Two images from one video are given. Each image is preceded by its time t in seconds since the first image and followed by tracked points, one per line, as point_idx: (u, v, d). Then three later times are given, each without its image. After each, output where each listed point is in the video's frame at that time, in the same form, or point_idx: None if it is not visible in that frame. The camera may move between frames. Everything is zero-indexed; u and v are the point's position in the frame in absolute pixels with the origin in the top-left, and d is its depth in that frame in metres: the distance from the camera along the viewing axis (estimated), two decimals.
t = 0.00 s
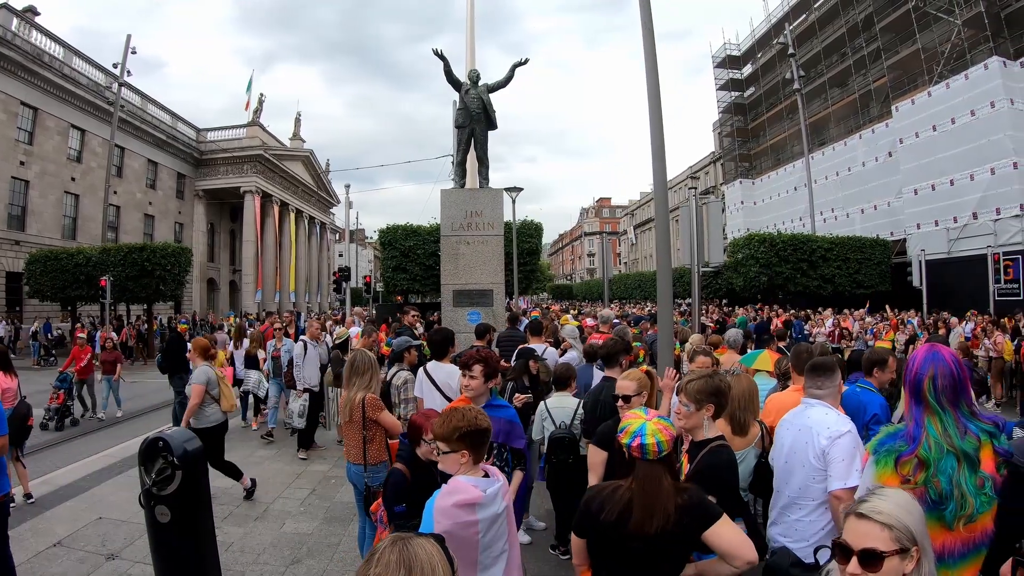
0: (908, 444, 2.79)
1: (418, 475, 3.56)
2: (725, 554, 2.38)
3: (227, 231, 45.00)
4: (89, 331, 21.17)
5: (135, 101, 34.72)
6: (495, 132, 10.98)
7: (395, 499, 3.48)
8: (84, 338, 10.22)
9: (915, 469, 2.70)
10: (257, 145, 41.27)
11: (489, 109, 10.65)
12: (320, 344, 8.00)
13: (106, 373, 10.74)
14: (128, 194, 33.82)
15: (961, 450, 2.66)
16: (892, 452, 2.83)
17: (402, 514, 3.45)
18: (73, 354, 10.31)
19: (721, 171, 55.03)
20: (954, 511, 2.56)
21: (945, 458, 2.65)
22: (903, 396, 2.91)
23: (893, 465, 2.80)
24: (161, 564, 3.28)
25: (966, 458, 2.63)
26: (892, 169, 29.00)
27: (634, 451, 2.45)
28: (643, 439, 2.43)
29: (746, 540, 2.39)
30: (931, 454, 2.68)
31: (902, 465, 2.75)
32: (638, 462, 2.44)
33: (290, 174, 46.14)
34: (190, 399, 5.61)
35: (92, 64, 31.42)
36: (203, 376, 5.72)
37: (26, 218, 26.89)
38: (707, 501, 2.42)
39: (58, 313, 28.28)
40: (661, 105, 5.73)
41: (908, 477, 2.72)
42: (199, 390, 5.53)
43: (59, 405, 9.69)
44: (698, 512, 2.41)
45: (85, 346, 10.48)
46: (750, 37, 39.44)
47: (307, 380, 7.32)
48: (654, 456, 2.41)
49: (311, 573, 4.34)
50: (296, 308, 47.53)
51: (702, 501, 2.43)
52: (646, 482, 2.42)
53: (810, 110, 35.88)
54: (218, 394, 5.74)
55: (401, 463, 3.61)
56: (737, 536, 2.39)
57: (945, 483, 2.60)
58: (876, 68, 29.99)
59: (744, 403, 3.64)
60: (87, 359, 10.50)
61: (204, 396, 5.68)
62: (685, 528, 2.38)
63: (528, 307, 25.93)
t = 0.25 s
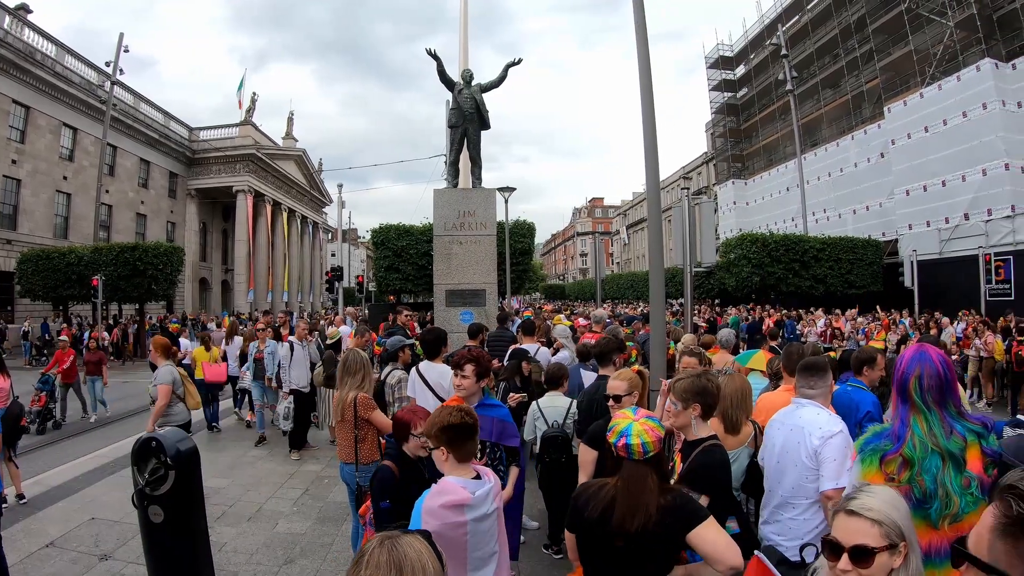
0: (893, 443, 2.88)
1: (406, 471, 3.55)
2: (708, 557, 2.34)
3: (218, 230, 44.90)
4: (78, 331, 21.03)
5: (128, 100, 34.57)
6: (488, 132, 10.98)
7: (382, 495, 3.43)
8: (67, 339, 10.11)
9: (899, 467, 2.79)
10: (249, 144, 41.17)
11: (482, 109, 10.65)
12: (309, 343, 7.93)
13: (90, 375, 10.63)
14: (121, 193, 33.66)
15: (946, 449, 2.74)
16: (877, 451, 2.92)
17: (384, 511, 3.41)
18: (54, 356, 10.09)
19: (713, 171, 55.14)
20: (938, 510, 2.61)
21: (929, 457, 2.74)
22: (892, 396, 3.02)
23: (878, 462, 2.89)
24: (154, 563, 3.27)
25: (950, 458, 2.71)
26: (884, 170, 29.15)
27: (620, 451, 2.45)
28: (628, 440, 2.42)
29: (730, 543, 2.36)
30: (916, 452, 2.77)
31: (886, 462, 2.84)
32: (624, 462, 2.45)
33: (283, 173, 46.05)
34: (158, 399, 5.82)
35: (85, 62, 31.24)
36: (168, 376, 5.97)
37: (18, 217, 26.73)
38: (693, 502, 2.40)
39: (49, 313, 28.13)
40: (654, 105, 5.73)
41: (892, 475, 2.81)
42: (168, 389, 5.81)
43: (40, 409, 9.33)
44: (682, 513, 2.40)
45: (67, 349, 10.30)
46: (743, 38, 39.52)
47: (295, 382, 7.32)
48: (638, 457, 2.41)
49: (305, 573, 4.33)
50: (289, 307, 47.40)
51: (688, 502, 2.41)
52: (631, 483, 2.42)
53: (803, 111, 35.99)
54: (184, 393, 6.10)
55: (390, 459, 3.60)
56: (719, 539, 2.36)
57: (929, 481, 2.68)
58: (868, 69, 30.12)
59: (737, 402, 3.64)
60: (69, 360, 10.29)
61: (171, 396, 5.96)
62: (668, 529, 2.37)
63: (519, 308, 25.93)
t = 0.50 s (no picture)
0: (879, 443, 3.00)
1: (393, 471, 3.58)
2: (693, 559, 2.31)
3: (211, 230, 44.74)
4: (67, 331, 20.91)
5: (121, 99, 34.45)
6: (481, 132, 10.96)
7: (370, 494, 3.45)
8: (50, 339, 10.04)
9: (885, 467, 2.92)
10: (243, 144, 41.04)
11: (476, 109, 10.64)
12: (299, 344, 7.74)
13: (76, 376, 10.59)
14: (113, 193, 33.52)
15: (933, 451, 2.84)
16: (863, 451, 3.05)
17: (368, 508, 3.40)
18: (37, 357, 9.98)
19: (706, 172, 55.18)
20: (923, 509, 2.74)
21: (915, 457, 2.85)
22: (881, 397, 3.13)
23: (864, 462, 3.02)
24: (148, 564, 3.25)
25: (936, 458, 2.82)
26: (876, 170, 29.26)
27: (613, 450, 2.45)
28: (621, 439, 2.44)
29: (715, 545, 2.31)
30: (901, 452, 2.89)
31: (873, 462, 2.98)
32: (616, 461, 2.45)
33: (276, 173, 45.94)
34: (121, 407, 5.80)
35: (78, 61, 31.08)
36: (130, 383, 5.93)
37: (10, 217, 26.58)
38: (681, 503, 2.39)
39: (40, 313, 27.97)
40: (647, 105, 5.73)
41: (878, 475, 2.94)
42: (131, 397, 5.77)
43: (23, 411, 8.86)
44: (668, 513, 2.39)
45: (50, 349, 10.23)
46: (736, 39, 39.56)
47: (283, 384, 7.24)
48: (631, 456, 2.41)
49: (299, 573, 4.32)
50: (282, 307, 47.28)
51: (675, 502, 2.41)
52: (622, 481, 2.43)
53: (796, 111, 36.09)
54: (147, 400, 6.02)
55: (378, 458, 3.59)
56: (707, 541, 2.33)
57: (914, 482, 2.80)
58: (862, 71, 30.22)
59: (731, 401, 3.65)
60: (53, 360, 10.22)
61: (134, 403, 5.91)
62: (654, 529, 2.37)
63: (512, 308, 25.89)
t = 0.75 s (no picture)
0: (864, 442, 3.00)
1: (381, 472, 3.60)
2: (686, 558, 2.33)
3: (203, 229, 44.53)
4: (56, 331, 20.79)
5: (112, 98, 34.30)
6: (473, 132, 10.95)
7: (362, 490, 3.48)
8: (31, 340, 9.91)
9: (869, 466, 2.93)
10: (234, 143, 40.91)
11: (468, 110, 10.63)
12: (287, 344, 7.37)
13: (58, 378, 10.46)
14: (105, 192, 33.34)
15: (917, 450, 2.87)
16: (847, 450, 3.04)
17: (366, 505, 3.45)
18: (18, 359, 9.83)
19: (698, 172, 55.29)
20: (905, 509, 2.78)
21: (899, 457, 2.88)
22: (864, 396, 3.12)
23: (849, 461, 3.01)
24: (139, 564, 3.22)
25: (920, 458, 2.85)
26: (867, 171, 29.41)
27: (608, 450, 2.45)
28: (616, 438, 2.43)
29: (706, 545, 2.34)
30: (886, 452, 2.90)
31: (857, 462, 2.97)
32: (611, 460, 2.45)
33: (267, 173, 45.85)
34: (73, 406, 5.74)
35: (70, 60, 30.89)
36: (85, 382, 5.88)
37: None
38: (673, 502, 2.40)
39: (30, 312, 27.82)
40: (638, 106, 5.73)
41: (862, 474, 2.94)
42: (83, 394, 5.72)
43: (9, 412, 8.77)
44: (660, 513, 2.40)
45: (31, 351, 10.08)
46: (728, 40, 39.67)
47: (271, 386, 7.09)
48: (626, 456, 2.42)
49: (291, 573, 4.31)
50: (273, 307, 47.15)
51: (668, 502, 2.41)
52: (617, 481, 2.43)
53: (787, 113, 36.24)
54: (102, 399, 5.94)
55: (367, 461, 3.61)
56: (699, 541, 2.35)
57: (897, 482, 2.84)
58: (853, 72, 30.34)
59: (719, 402, 3.65)
60: (34, 362, 10.07)
61: (88, 402, 5.85)
62: (647, 528, 2.38)
63: (503, 308, 25.89)
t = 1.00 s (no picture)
0: (851, 440, 3.01)
1: (372, 473, 3.59)
2: (686, 555, 2.36)
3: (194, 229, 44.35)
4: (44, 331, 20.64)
5: (104, 97, 34.13)
6: (465, 133, 10.95)
7: (354, 490, 3.51)
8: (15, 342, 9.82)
9: (858, 464, 2.93)
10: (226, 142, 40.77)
11: (460, 110, 10.63)
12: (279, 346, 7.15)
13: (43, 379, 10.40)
14: (96, 191, 33.17)
15: (904, 447, 2.87)
16: (835, 447, 3.05)
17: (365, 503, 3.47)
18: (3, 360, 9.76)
19: (690, 172, 55.38)
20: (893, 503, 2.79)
21: (887, 453, 2.88)
22: (852, 393, 3.13)
23: (836, 459, 3.01)
24: (132, 565, 3.21)
25: (908, 454, 2.86)
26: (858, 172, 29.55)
27: (608, 450, 2.43)
28: (617, 438, 2.42)
29: (703, 540, 2.36)
30: (874, 449, 2.90)
31: (845, 459, 2.98)
32: (612, 459, 2.44)
33: (259, 173, 45.73)
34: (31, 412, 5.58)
35: (62, 58, 30.69)
36: (42, 386, 5.74)
37: None
38: (672, 502, 2.41)
39: (20, 312, 27.64)
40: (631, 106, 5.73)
41: (850, 471, 2.95)
42: (43, 399, 5.59)
43: None
44: (660, 513, 2.41)
45: (17, 352, 10.01)
46: (720, 41, 39.75)
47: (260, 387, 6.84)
48: (627, 455, 2.40)
49: (284, 573, 4.30)
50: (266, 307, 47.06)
51: (667, 502, 2.43)
52: (617, 481, 2.43)
53: (779, 114, 36.34)
54: (61, 404, 5.81)
55: (357, 464, 3.58)
56: (698, 538, 2.36)
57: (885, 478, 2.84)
58: (845, 74, 30.45)
59: (712, 402, 3.65)
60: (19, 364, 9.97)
61: (47, 408, 5.71)
62: (647, 528, 2.39)
63: (495, 308, 25.87)
